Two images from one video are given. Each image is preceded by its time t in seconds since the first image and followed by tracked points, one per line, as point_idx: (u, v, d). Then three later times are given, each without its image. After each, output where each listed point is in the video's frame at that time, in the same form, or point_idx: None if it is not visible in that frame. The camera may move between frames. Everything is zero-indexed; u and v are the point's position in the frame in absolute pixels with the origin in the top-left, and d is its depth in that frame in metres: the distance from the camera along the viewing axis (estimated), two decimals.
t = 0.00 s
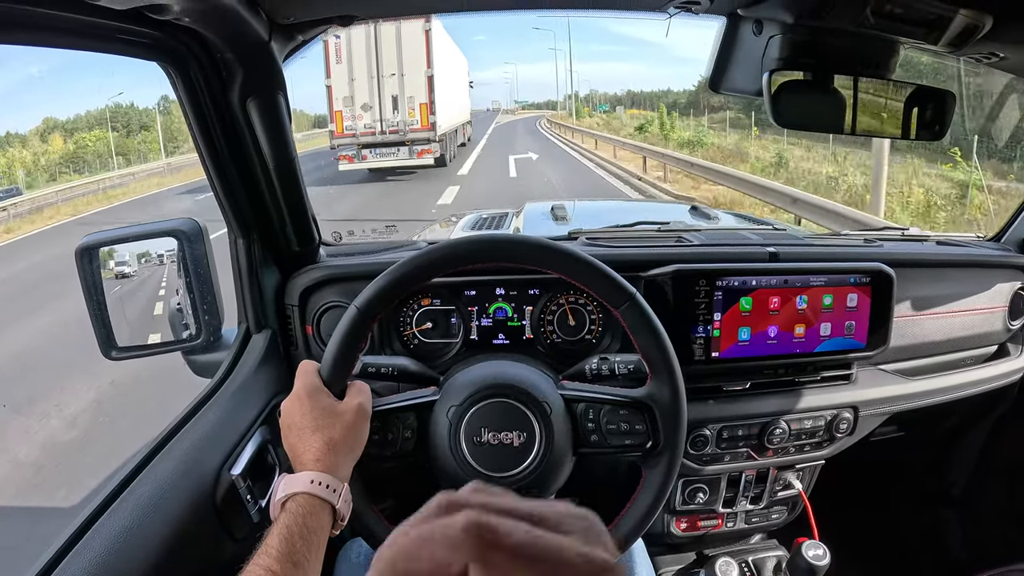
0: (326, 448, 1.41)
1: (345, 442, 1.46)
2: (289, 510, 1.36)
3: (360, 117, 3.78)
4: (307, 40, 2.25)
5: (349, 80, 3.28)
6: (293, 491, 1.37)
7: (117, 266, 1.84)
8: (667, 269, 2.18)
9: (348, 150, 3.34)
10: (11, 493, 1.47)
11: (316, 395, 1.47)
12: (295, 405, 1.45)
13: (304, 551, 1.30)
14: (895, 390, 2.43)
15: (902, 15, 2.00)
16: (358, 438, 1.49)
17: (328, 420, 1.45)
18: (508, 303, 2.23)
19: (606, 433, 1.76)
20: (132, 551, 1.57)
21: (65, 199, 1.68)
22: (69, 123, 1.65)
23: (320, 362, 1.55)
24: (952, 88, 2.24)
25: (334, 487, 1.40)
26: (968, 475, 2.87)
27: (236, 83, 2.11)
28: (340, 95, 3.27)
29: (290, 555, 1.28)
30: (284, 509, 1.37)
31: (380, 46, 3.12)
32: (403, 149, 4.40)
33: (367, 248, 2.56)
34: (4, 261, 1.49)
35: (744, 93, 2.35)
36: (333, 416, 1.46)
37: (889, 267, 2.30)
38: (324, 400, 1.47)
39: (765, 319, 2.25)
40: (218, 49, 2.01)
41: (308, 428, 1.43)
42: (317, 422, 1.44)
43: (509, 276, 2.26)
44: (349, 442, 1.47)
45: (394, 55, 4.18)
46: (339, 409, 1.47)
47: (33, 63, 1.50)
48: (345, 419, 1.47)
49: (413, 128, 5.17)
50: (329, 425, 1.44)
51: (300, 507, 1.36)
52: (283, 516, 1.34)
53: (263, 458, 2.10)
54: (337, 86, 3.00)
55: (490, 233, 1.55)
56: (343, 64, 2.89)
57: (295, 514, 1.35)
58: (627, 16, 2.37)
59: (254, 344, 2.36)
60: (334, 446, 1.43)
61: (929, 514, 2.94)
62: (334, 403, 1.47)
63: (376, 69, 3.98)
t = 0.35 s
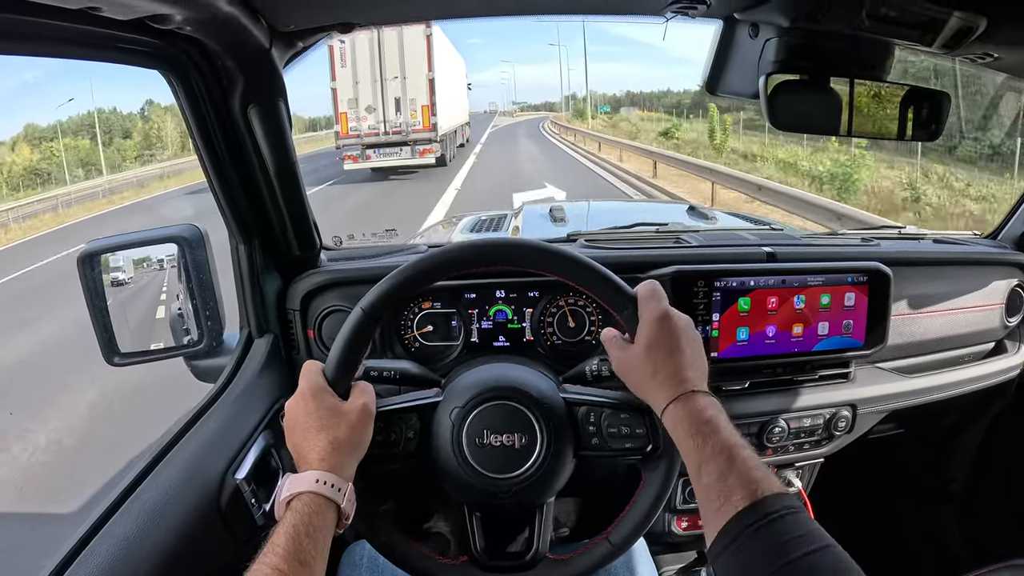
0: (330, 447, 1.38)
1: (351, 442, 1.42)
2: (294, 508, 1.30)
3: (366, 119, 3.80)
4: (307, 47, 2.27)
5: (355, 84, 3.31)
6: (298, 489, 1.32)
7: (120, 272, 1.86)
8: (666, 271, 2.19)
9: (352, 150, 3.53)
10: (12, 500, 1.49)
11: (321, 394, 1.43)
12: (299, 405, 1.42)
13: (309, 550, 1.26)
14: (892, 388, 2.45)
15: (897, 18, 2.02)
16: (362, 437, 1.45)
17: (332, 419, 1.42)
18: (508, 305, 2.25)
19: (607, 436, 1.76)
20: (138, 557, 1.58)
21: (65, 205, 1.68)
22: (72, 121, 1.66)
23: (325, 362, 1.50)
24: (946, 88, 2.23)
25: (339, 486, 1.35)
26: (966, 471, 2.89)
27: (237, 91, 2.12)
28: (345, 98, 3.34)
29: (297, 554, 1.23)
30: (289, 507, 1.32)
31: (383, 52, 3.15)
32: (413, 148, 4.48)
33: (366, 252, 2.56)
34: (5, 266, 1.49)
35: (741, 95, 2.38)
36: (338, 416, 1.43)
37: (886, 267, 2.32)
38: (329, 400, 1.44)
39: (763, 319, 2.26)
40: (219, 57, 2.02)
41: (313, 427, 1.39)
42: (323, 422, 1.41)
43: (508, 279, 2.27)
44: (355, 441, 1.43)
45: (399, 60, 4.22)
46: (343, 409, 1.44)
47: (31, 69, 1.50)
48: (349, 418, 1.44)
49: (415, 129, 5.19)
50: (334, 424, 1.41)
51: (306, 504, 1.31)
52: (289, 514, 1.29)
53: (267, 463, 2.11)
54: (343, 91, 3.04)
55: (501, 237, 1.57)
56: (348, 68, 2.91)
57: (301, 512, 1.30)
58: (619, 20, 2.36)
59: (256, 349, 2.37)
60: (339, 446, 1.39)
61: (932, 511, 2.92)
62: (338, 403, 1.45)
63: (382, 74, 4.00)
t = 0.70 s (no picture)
0: (319, 434, 1.37)
1: (340, 430, 1.41)
2: (282, 493, 1.30)
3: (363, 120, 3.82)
4: (293, 50, 2.28)
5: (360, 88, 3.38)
6: (286, 476, 1.32)
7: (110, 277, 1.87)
8: (655, 267, 2.19)
9: (353, 150, 3.58)
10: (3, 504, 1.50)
11: (314, 380, 1.42)
12: (290, 390, 1.40)
13: (298, 535, 1.26)
14: (884, 382, 2.44)
15: (879, 11, 2.01)
16: (351, 426, 1.44)
17: (323, 407, 1.40)
18: (498, 304, 2.25)
19: (595, 442, 1.76)
20: (128, 559, 1.59)
21: (55, 210, 1.67)
22: (52, 129, 1.62)
23: (320, 348, 1.48)
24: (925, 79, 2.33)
25: (329, 473, 1.35)
26: (963, 465, 2.88)
27: (224, 94, 2.13)
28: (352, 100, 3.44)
29: (286, 540, 1.23)
30: (276, 493, 1.31)
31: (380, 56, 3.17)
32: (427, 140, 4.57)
33: (357, 253, 2.57)
34: None
35: (726, 91, 2.38)
36: (328, 403, 1.41)
37: (876, 261, 2.32)
38: (321, 388, 1.42)
39: (752, 315, 2.26)
40: (206, 63, 2.04)
41: (303, 414, 1.38)
42: (313, 408, 1.39)
43: (498, 277, 2.27)
44: (344, 430, 1.42)
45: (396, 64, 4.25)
46: (335, 397, 1.42)
47: (16, 77, 1.52)
48: (340, 407, 1.42)
49: (413, 129, 5.21)
50: (324, 412, 1.39)
51: (294, 491, 1.30)
52: (277, 501, 1.29)
53: (259, 464, 2.11)
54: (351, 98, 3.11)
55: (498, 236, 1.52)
56: (349, 70, 2.91)
57: (290, 498, 1.29)
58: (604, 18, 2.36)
59: (248, 352, 2.38)
60: (328, 433, 1.38)
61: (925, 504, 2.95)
62: (330, 391, 1.43)
63: (377, 77, 4.02)
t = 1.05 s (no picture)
0: (311, 427, 1.36)
1: (332, 424, 1.40)
2: (273, 485, 1.30)
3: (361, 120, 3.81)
4: (281, 51, 2.28)
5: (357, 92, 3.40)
6: (277, 468, 1.31)
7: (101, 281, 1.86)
8: (648, 264, 2.18)
9: (354, 150, 3.59)
10: None
11: (308, 373, 1.41)
12: (283, 380, 1.39)
13: (290, 526, 1.25)
14: (881, 376, 2.43)
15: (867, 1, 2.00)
16: (343, 420, 1.43)
17: (315, 399, 1.39)
18: (491, 303, 2.25)
19: (587, 445, 1.75)
20: (121, 563, 1.58)
21: (47, 216, 1.65)
22: (25, 138, 1.54)
23: (314, 340, 1.47)
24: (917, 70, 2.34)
25: (321, 466, 1.35)
26: (962, 459, 2.88)
27: (211, 96, 2.13)
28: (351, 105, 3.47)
29: (277, 530, 1.23)
30: (267, 486, 1.31)
31: (373, 59, 3.17)
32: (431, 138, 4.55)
33: (349, 254, 2.56)
34: None
35: (715, 85, 2.37)
36: (321, 396, 1.40)
37: (870, 254, 2.31)
38: (315, 380, 1.42)
39: (747, 310, 2.26)
40: (194, 66, 2.04)
41: (296, 406, 1.37)
42: (306, 401, 1.38)
43: (491, 276, 2.26)
44: (337, 424, 1.41)
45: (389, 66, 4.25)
46: (328, 391, 1.41)
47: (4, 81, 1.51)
48: (332, 401, 1.41)
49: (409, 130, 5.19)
50: (316, 405, 1.39)
51: (285, 483, 1.30)
52: (268, 492, 1.29)
53: (253, 466, 2.11)
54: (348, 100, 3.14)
55: (493, 233, 1.50)
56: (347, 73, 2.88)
57: (280, 490, 1.29)
58: (593, 15, 2.35)
59: (241, 354, 2.37)
60: (320, 427, 1.37)
61: (924, 498, 2.94)
62: (323, 383, 1.42)
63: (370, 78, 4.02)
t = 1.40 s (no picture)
0: (303, 423, 1.36)
1: (324, 422, 1.40)
2: (264, 482, 1.29)
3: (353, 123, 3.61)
4: (268, 55, 2.27)
5: (352, 96, 3.40)
6: (268, 464, 1.31)
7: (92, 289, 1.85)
8: (640, 261, 2.17)
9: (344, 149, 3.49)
10: None
11: (301, 369, 1.40)
12: (277, 376, 1.39)
13: (283, 524, 1.24)
14: (878, 370, 2.42)
15: None
16: (336, 418, 1.43)
17: (308, 397, 1.39)
18: (484, 303, 2.24)
19: (580, 450, 1.72)
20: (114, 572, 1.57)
21: (32, 227, 1.64)
22: None
23: (310, 335, 1.45)
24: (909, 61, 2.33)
25: (313, 462, 1.34)
26: (961, 451, 2.87)
27: (198, 101, 2.12)
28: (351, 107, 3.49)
29: (268, 528, 1.22)
30: (259, 482, 1.30)
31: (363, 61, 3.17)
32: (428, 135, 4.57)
33: (342, 257, 2.57)
34: None
35: (706, 81, 2.33)
36: (314, 394, 1.40)
37: (865, 247, 2.31)
38: (309, 376, 1.41)
39: (741, 306, 2.25)
40: (180, 72, 2.03)
41: (288, 403, 1.37)
42: (298, 397, 1.38)
43: (483, 275, 2.25)
44: (329, 422, 1.41)
45: (383, 70, 4.24)
46: (321, 388, 1.41)
47: None
48: (325, 398, 1.41)
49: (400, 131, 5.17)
50: (308, 402, 1.38)
51: (276, 479, 1.29)
52: (260, 489, 1.28)
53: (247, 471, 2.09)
54: (345, 104, 3.15)
55: (481, 234, 1.48)
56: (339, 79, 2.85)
57: (272, 487, 1.28)
58: (581, 12, 2.34)
59: (235, 358, 2.37)
60: (312, 424, 1.37)
61: (924, 492, 2.93)
62: (317, 380, 1.42)
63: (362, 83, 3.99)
